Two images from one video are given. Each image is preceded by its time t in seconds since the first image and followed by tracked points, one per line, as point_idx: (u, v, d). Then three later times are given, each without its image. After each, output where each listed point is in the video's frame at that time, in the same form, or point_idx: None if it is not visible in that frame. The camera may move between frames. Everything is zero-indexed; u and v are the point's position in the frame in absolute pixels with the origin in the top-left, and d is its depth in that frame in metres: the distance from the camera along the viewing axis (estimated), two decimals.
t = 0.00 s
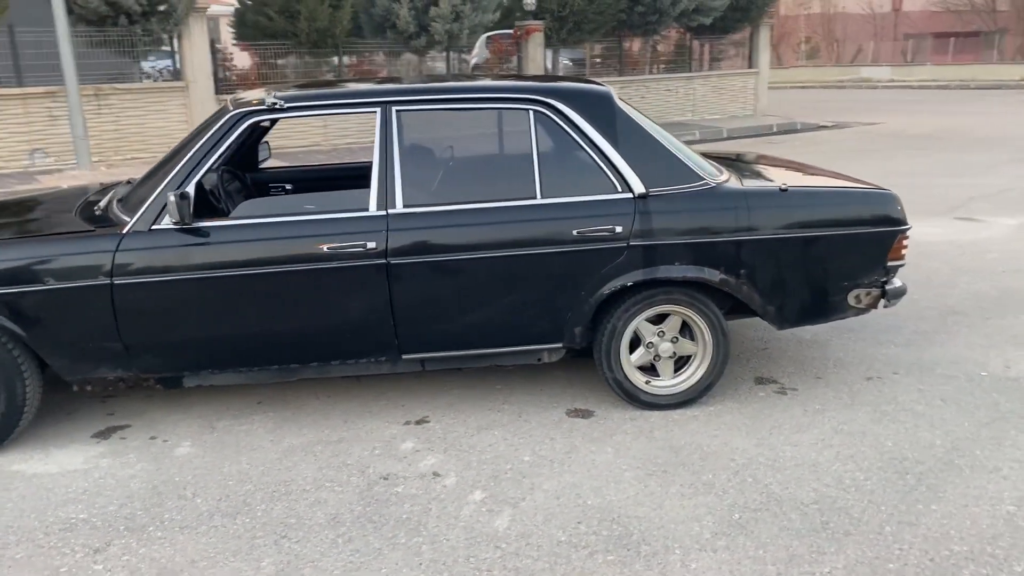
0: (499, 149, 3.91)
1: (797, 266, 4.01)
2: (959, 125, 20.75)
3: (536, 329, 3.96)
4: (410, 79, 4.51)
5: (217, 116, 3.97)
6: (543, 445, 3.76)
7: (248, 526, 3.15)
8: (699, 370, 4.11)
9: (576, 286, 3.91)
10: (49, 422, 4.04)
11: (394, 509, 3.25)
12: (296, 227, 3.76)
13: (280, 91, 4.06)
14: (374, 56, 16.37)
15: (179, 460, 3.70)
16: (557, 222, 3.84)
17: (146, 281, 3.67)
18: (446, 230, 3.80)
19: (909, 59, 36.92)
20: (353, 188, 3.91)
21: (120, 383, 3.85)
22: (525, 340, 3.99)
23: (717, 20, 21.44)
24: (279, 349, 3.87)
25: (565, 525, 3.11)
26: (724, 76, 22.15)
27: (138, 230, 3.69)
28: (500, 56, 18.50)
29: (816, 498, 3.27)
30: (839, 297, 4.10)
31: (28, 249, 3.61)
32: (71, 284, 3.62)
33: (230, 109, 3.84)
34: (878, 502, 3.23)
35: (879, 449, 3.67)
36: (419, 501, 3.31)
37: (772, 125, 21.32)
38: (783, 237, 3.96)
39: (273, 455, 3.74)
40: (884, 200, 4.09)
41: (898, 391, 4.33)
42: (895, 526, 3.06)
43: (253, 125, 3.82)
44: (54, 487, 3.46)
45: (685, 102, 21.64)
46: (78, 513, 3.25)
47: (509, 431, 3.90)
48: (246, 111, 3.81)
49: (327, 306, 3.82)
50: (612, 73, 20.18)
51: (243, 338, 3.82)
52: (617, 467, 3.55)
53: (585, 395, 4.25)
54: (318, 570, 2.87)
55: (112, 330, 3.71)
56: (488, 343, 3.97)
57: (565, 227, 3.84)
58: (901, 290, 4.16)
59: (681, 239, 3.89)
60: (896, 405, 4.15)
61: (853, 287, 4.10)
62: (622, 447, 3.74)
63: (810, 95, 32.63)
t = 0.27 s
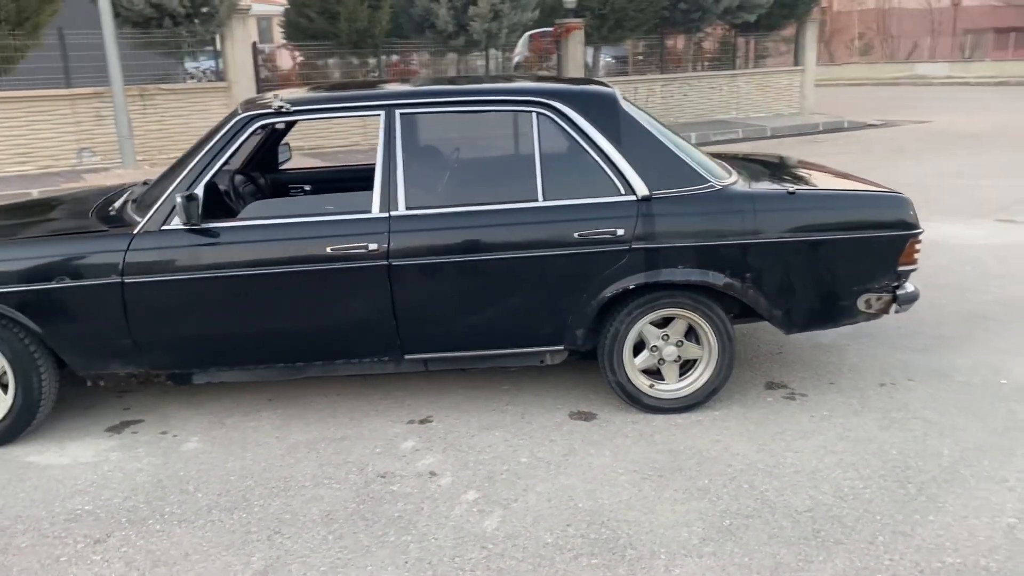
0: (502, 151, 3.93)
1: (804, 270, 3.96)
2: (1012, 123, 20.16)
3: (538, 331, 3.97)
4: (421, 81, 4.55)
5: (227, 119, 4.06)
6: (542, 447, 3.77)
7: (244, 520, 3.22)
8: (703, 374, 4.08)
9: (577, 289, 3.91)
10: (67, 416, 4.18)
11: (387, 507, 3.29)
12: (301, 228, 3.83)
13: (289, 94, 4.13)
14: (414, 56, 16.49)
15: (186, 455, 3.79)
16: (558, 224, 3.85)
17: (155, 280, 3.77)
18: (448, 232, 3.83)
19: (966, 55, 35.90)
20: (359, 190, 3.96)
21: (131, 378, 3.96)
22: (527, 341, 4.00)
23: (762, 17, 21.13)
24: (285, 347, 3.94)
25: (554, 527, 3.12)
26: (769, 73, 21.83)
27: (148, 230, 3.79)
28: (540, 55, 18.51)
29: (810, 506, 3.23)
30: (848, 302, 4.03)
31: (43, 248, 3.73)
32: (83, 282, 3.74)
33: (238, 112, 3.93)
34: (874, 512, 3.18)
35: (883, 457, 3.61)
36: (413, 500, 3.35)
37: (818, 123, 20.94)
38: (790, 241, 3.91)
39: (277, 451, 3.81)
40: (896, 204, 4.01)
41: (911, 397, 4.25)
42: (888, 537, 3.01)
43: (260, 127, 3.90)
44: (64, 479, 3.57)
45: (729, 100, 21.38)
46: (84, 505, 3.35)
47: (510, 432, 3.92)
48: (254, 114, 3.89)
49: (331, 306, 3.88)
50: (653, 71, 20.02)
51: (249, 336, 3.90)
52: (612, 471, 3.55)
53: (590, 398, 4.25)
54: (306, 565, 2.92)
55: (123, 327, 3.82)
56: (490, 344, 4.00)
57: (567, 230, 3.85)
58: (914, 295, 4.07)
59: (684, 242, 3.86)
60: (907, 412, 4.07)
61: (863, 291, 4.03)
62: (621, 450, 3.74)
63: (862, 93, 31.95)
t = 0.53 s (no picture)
0: (508, 150, 3.93)
1: (814, 271, 3.90)
2: None
3: (542, 331, 3.97)
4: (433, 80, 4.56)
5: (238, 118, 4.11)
6: (545, 447, 3.76)
7: (243, 514, 3.26)
8: (711, 376, 4.03)
9: (582, 288, 3.89)
10: (82, 409, 4.27)
11: (385, 504, 3.30)
12: (307, 226, 3.86)
13: (300, 94, 4.18)
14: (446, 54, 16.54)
15: (193, 449, 3.84)
16: (562, 223, 3.84)
17: (164, 276, 3.83)
18: (452, 231, 3.84)
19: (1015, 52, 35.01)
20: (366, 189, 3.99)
21: (142, 373, 4.03)
22: (532, 340, 4.00)
23: (800, 14, 20.83)
24: (292, 344, 3.98)
25: (548, 528, 3.11)
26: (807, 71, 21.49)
27: (158, 227, 3.86)
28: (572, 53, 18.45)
29: (811, 511, 3.18)
30: (860, 304, 3.96)
31: (57, 245, 3.82)
32: (95, 278, 3.81)
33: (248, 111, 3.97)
34: (876, 519, 3.12)
35: (891, 463, 3.54)
36: (412, 497, 3.36)
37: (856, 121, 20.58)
38: (800, 241, 3.86)
39: (282, 446, 3.84)
40: (911, 204, 3.93)
41: (926, 402, 4.16)
42: (888, 544, 2.95)
43: (269, 126, 3.95)
44: (74, 470, 3.64)
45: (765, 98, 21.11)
46: (90, 496, 3.42)
47: (514, 432, 3.91)
48: (263, 112, 3.94)
49: (337, 303, 3.91)
50: (687, 68, 19.82)
51: (256, 333, 3.94)
52: (613, 472, 3.53)
53: (597, 399, 4.23)
54: (299, 561, 2.95)
55: (133, 322, 3.89)
56: (495, 343, 4.00)
57: (571, 229, 3.83)
58: (929, 298, 3.99)
59: (691, 242, 3.83)
60: (920, 417, 3.98)
61: (876, 294, 3.96)
62: (623, 451, 3.71)
63: (905, 91, 31.32)
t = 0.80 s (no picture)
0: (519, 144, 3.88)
1: (834, 270, 3.77)
2: None
3: (553, 329, 3.91)
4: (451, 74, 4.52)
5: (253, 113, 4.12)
6: (553, 447, 3.70)
7: (244, 509, 3.26)
8: (726, 377, 3.93)
9: (594, 286, 3.82)
10: (101, 400, 4.32)
11: (386, 502, 3.27)
12: (317, 221, 3.85)
13: (314, 88, 4.17)
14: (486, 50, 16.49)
15: (204, 441, 3.87)
16: (574, 220, 3.77)
17: (176, 270, 3.85)
18: (461, 227, 3.80)
19: None
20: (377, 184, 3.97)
21: (157, 365, 4.07)
22: (543, 338, 3.94)
23: (849, 7, 20.35)
24: (303, 339, 3.98)
25: (548, 530, 3.06)
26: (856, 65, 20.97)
27: (171, 221, 3.88)
28: (614, 48, 18.25)
29: (821, 519, 3.07)
30: (883, 305, 3.83)
31: (74, 237, 3.87)
32: (109, 270, 3.85)
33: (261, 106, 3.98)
34: (890, 529, 3.00)
35: (910, 471, 3.40)
36: (413, 495, 3.33)
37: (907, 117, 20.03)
38: (819, 240, 3.74)
39: (290, 441, 3.84)
40: (938, 202, 3.78)
41: (953, 408, 4.00)
42: (899, 556, 2.84)
43: (281, 120, 3.95)
44: (86, 461, 3.69)
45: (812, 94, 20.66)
46: (98, 487, 3.45)
47: (523, 431, 3.86)
48: (275, 107, 3.94)
49: (347, 299, 3.89)
50: (731, 64, 19.43)
51: (267, 327, 3.95)
52: (620, 474, 3.45)
53: (610, 399, 4.15)
54: (295, 557, 2.93)
55: (146, 315, 3.92)
56: (505, 341, 3.95)
57: (583, 226, 3.76)
58: (957, 299, 3.83)
59: (705, 240, 3.73)
60: (945, 424, 3.83)
61: (900, 295, 3.82)
62: (632, 452, 3.64)
63: (961, 87, 30.40)
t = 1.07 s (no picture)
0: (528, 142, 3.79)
1: (854, 274, 3.62)
2: None
3: (562, 332, 3.81)
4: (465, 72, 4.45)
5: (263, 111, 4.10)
6: (559, 453, 3.61)
7: (240, 511, 3.22)
8: (741, 385, 3.80)
9: (603, 288, 3.72)
10: (113, 397, 4.34)
11: (383, 507, 3.22)
12: (323, 219, 3.80)
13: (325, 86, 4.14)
14: (523, 46, 16.38)
15: (209, 441, 3.85)
16: (583, 220, 3.67)
17: (183, 268, 3.84)
18: (468, 226, 3.72)
19: None
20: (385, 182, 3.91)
21: (165, 363, 4.06)
22: (551, 341, 3.85)
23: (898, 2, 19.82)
24: (309, 339, 3.94)
25: (544, 540, 2.97)
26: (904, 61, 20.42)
27: (178, 219, 3.87)
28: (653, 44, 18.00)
29: (831, 536, 2.94)
30: (907, 312, 3.67)
31: (84, 235, 3.88)
32: (118, 268, 3.85)
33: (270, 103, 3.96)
34: (903, 548, 2.85)
35: (930, 487, 3.25)
36: (411, 501, 3.27)
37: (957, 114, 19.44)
38: (839, 242, 3.59)
39: (294, 442, 3.80)
40: (966, 205, 3.61)
41: (981, 420, 3.82)
42: None
43: (289, 118, 3.91)
44: (91, 458, 3.69)
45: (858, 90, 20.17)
46: (100, 485, 3.45)
47: (530, 436, 3.78)
48: (283, 104, 3.91)
49: (352, 298, 3.84)
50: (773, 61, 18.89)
51: (273, 326, 3.92)
52: (624, 483, 3.35)
53: (622, 405, 4.05)
54: (285, 562, 2.89)
55: (154, 313, 3.91)
56: (513, 344, 3.87)
57: (592, 227, 3.66)
58: (986, 307, 3.65)
59: (719, 242, 3.61)
60: (971, 437, 3.66)
61: (925, 300, 3.65)
62: (639, 461, 3.53)
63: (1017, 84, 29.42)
